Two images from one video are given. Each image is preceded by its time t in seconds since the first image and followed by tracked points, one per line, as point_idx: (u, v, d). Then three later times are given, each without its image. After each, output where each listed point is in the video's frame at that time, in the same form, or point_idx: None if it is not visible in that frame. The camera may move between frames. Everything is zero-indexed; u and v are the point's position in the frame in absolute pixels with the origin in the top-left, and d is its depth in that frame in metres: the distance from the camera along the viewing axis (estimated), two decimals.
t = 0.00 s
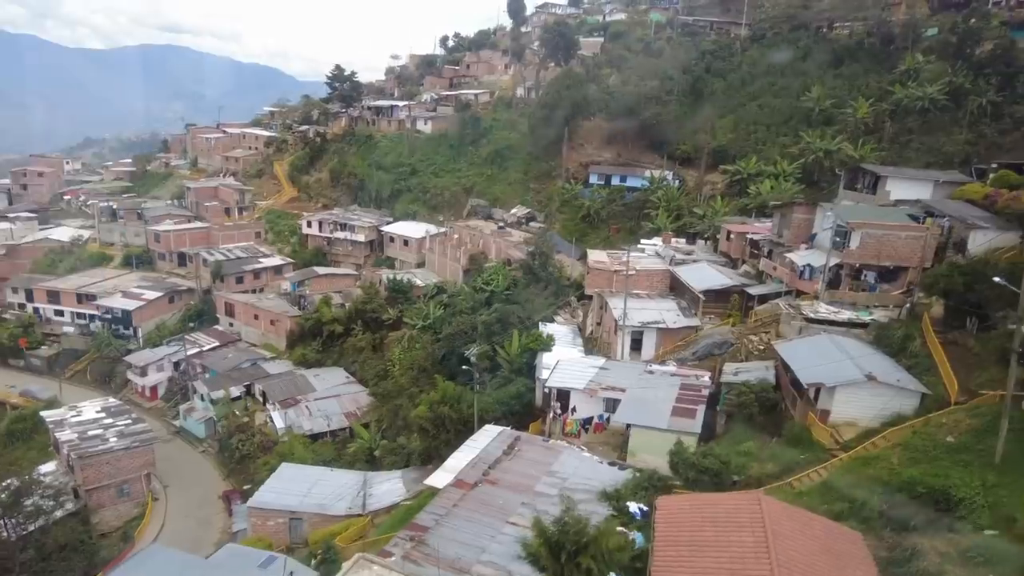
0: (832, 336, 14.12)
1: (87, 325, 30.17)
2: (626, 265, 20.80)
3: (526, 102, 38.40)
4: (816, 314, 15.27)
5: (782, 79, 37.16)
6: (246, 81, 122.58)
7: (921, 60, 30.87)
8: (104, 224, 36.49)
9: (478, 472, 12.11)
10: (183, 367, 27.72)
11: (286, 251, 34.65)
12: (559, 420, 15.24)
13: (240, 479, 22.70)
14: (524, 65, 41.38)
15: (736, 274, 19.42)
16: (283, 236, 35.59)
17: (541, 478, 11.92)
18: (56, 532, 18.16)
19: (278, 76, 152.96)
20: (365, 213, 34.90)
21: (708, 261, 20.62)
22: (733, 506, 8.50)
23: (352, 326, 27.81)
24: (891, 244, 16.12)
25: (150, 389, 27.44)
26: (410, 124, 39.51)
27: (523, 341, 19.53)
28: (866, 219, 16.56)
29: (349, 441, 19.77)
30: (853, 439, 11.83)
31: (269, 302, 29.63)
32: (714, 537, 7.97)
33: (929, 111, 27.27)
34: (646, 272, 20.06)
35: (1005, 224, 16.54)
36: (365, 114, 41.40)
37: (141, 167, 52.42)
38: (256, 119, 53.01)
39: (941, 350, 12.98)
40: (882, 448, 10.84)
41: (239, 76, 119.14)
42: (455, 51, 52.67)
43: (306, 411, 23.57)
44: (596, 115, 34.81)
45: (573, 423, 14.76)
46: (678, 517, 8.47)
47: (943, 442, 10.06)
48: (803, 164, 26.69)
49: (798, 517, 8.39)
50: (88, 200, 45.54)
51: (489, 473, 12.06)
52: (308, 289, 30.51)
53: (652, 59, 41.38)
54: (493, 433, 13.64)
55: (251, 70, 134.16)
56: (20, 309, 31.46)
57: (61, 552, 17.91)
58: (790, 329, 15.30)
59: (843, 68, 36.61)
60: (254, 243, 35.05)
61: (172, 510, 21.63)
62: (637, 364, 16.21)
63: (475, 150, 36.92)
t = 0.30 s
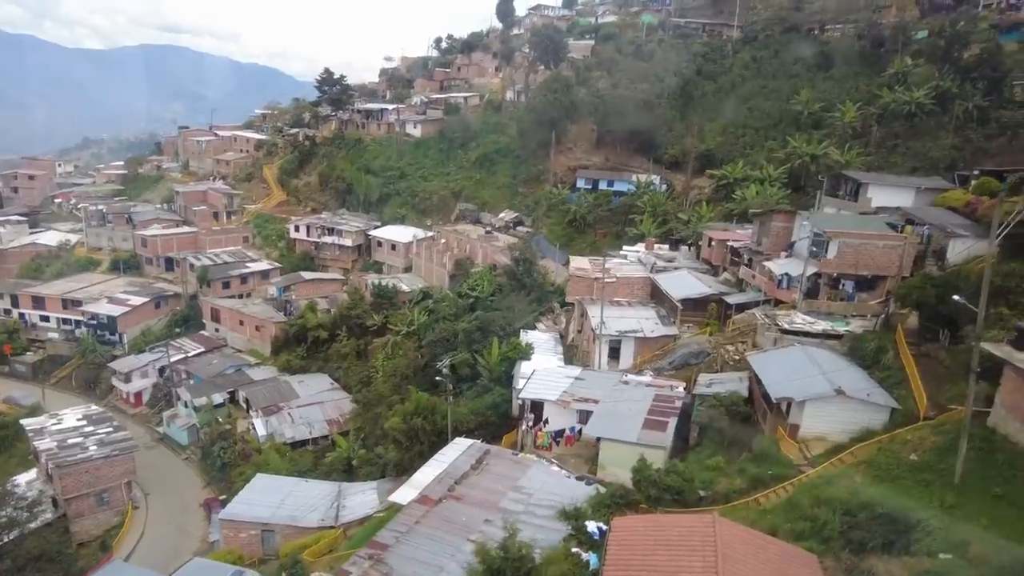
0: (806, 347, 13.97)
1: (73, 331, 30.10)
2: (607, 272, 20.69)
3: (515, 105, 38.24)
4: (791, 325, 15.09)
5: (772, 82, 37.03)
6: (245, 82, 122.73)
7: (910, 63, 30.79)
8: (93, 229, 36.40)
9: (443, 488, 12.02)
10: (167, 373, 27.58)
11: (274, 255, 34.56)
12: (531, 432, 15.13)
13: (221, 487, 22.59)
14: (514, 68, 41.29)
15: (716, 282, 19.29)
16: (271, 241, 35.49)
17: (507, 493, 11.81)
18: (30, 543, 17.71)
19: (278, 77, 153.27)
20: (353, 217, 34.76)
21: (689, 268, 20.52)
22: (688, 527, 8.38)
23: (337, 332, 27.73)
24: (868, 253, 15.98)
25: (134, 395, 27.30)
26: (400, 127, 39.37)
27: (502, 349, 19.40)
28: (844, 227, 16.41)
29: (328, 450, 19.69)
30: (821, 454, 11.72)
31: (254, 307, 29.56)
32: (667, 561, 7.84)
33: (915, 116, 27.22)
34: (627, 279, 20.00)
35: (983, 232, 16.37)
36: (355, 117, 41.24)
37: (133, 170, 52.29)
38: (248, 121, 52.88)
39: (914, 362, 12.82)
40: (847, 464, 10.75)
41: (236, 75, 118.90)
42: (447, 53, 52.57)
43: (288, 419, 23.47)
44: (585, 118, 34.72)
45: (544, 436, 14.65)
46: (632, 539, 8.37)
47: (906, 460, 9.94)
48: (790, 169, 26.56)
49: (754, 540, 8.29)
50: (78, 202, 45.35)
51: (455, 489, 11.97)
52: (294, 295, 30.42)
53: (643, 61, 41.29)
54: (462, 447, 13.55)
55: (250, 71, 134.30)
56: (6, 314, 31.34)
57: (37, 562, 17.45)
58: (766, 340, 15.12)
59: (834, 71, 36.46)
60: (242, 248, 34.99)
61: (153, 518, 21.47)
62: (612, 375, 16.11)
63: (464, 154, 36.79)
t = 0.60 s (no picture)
0: (778, 359, 13.82)
1: (58, 336, 29.99)
2: (587, 279, 20.63)
3: (504, 108, 38.06)
4: (765, 335, 14.86)
5: (762, 84, 36.90)
6: (242, 83, 122.75)
7: (898, 67, 30.71)
8: (80, 233, 36.26)
9: (407, 504, 11.94)
10: (151, 379, 27.43)
11: (261, 259, 34.48)
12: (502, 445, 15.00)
13: (201, 494, 22.47)
14: (504, 71, 41.20)
15: (696, 290, 19.25)
16: (259, 246, 35.39)
17: (471, 509, 11.71)
18: (4, 554, 17.98)
19: (276, 77, 153.58)
20: (341, 221, 34.65)
21: (669, 276, 20.44)
22: (640, 552, 8.27)
23: (321, 338, 27.66)
24: (845, 263, 15.85)
25: (118, 402, 27.14)
26: (389, 131, 39.23)
27: (480, 357, 19.27)
28: (820, 236, 16.27)
29: (307, 459, 19.58)
30: (789, 469, 11.59)
31: (240, 312, 29.48)
32: None
33: (902, 120, 27.20)
34: (607, 287, 19.94)
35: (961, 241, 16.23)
36: (344, 120, 41.09)
37: (124, 173, 52.17)
38: (240, 123, 52.75)
39: (884, 375, 12.70)
40: (811, 481, 10.66)
41: (233, 75, 118.82)
42: (439, 55, 52.48)
43: (270, 426, 23.37)
44: (573, 122, 34.62)
45: (513, 449, 14.53)
46: (582, 564, 8.28)
47: (867, 479, 9.84)
48: (776, 174, 26.39)
49: (707, 566, 8.17)
50: (68, 205, 45.20)
51: (420, 505, 11.88)
52: (280, 300, 30.35)
53: (633, 64, 41.17)
54: (431, 461, 13.47)
55: (247, 71, 134.43)
56: None
57: (11, 573, 17.74)
58: (740, 350, 14.99)
59: (824, 73, 36.36)
60: (230, 252, 34.91)
61: (133, 527, 21.34)
62: (587, 385, 15.98)
63: (453, 158, 36.64)
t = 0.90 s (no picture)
0: (749, 372, 13.69)
1: (40, 342, 29.83)
2: (566, 287, 20.53)
3: (491, 111, 37.90)
4: (737, 347, 14.69)
5: (751, 87, 36.84)
6: (237, 83, 122.62)
7: (885, 71, 30.69)
8: (65, 238, 36.11)
9: (370, 521, 11.80)
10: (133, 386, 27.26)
11: (247, 264, 34.39)
12: (471, 458, 14.86)
13: (180, 503, 22.32)
14: (493, 74, 41.10)
15: (674, 298, 19.16)
16: (245, 250, 35.29)
17: (434, 526, 11.58)
18: None
19: (272, 77, 153.48)
20: (327, 225, 34.53)
21: (648, 284, 20.35)
22: None
23: (304, 344, 27.55)
24: (820, 273, 15.72)
25: (100, 409, 26.96)
26: (376, 134, 39.08)
27: (458, 366, 19.13)
28: (795, 246, 16.15)
29: (285, 469, 19.48)
30: (755, 484, 11.48)
31: (224, 318, 29.38)
32: None
33: (887, 126, 27.29)
34: (586, 295, 19.84)
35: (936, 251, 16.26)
36: (332, 123, 40.93)
37: (114, 176, 52.01)
38: (230, 126, 52.58)
39: (853, 388, 12.63)
40: (774, 499, 10.56)
41: (228, 75, 118.73)
42: (430, 58, 52.37)
43: (250, 434, 23.26)
44: (560, 126, 34.56)
45: (482, 462, 14.39)
46: None
47: (826, 497, 9.74)
48: (760, 179, 26.25)
49: None
50: (55, 208, 45.02)
51: (382, 521, 11.76)
52: (264, 306, 30.27)
53: (623, 67, 41.08)
54: (398, 476, 13.35)
55: (243, 72, 134.31)
56: None
57: None
58: (712, 362, 14.85)
59: (812, 77, 36.30)
60: (215, 257, 34.80)
61: (110, 536, 21.20)
62: (560, 396, 15.85)
63: (440, 162, 36.49)
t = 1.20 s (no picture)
0: (717, 385, 13.58)
1: (19, 349, 29.57)
2: (543, 296, 20.43)
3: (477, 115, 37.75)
4: (706, 359, 14.53)
5: (738, 91, 36.77)
6: (231, 83, 122.26)
7: (869, 76, 30.67)
8: (47, 243, 35.87)
9: (329, 538, 11.64)
10: (112, 393, 27.01)
11: (230, 269, 34.24)
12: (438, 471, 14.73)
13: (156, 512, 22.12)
14: (480, 78, 40.98)
15: (650, 307, 19.07)
16: (228, 255, 35.11)
17: (393, 544, 11.47)
18: None
19: (267, 77, 153.23)
20: (311, 230, 34.38)
21: (625, 292, 20.27)
22: None
23: (284, 350, 27.42)
24: (791, 283, 15.64)
25: (79, 416, 26.70)
26: (362, 138, 38.91)
27: (432, 376, 18.99)
28: (768, 257, 16.04)
29: (259, 480, 19.31)
30: (719, 501, 11.36)
31: (205, 324, 29.22)
32: None
33: (870, 131, 27.24)
34: (562, 303, 19.74)
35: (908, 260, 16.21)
36: (318, 127, 40.76)
37: (101, 178, 51.72)
38: (218, 128, 52.39)
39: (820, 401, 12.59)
40: (734, 517, 10.47)
41: (221, 76, 118.46)
42: (419, 60, 52.20)
43: (228, 442, 23.13)
44: (546, 131, 34.50)
45: (448, 477, 14.26)
46: None
47: (783, 518, 9.64)
48: (742, 185, 26.18)
49: None
50: (40, 211, 44.74)
51: (342, 539, 11.62)
52: (246, 312, 30.14)
53: (610, 70, 40.98)
54: (362, 492, 13.22)
55: (237, 72, 133.95)
56: None
57: None
58: (682, 373, 14.74)
59: (798, 81, 36.25)
60: (199, 262, 34.63)
61: (83, 547, 20.99)
62: (531, 408, 15.71)
63: (426, 166, 36.31)
